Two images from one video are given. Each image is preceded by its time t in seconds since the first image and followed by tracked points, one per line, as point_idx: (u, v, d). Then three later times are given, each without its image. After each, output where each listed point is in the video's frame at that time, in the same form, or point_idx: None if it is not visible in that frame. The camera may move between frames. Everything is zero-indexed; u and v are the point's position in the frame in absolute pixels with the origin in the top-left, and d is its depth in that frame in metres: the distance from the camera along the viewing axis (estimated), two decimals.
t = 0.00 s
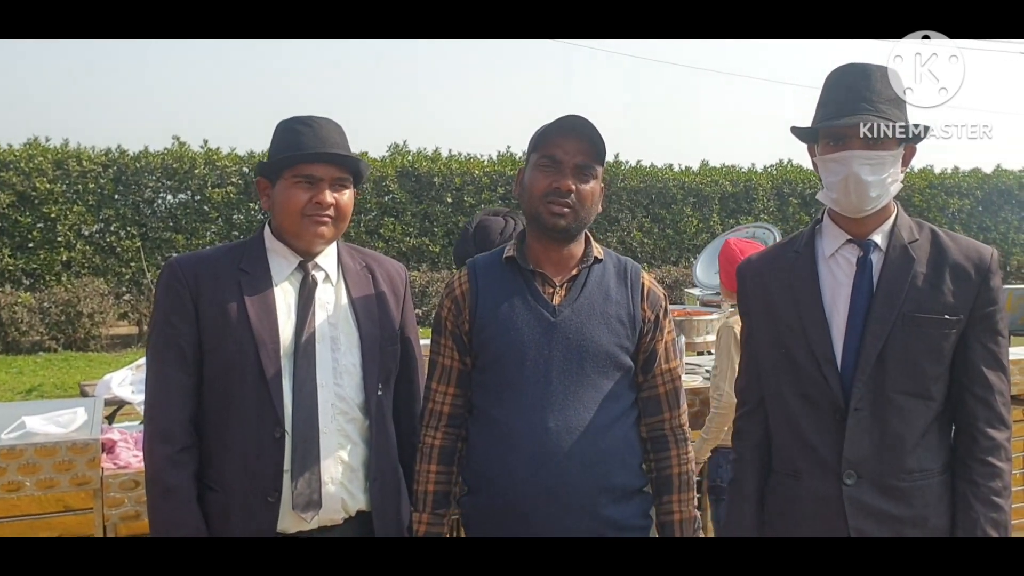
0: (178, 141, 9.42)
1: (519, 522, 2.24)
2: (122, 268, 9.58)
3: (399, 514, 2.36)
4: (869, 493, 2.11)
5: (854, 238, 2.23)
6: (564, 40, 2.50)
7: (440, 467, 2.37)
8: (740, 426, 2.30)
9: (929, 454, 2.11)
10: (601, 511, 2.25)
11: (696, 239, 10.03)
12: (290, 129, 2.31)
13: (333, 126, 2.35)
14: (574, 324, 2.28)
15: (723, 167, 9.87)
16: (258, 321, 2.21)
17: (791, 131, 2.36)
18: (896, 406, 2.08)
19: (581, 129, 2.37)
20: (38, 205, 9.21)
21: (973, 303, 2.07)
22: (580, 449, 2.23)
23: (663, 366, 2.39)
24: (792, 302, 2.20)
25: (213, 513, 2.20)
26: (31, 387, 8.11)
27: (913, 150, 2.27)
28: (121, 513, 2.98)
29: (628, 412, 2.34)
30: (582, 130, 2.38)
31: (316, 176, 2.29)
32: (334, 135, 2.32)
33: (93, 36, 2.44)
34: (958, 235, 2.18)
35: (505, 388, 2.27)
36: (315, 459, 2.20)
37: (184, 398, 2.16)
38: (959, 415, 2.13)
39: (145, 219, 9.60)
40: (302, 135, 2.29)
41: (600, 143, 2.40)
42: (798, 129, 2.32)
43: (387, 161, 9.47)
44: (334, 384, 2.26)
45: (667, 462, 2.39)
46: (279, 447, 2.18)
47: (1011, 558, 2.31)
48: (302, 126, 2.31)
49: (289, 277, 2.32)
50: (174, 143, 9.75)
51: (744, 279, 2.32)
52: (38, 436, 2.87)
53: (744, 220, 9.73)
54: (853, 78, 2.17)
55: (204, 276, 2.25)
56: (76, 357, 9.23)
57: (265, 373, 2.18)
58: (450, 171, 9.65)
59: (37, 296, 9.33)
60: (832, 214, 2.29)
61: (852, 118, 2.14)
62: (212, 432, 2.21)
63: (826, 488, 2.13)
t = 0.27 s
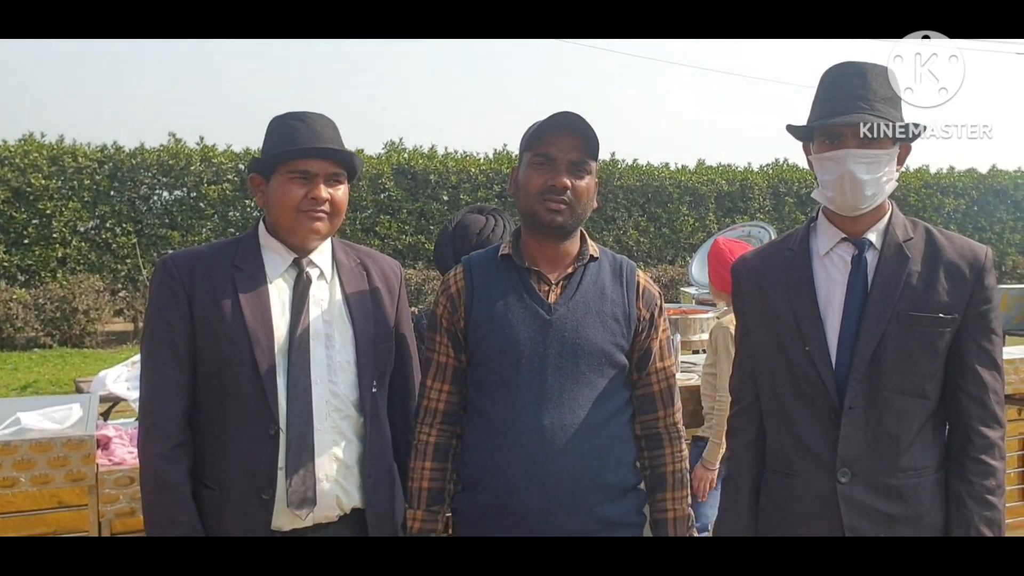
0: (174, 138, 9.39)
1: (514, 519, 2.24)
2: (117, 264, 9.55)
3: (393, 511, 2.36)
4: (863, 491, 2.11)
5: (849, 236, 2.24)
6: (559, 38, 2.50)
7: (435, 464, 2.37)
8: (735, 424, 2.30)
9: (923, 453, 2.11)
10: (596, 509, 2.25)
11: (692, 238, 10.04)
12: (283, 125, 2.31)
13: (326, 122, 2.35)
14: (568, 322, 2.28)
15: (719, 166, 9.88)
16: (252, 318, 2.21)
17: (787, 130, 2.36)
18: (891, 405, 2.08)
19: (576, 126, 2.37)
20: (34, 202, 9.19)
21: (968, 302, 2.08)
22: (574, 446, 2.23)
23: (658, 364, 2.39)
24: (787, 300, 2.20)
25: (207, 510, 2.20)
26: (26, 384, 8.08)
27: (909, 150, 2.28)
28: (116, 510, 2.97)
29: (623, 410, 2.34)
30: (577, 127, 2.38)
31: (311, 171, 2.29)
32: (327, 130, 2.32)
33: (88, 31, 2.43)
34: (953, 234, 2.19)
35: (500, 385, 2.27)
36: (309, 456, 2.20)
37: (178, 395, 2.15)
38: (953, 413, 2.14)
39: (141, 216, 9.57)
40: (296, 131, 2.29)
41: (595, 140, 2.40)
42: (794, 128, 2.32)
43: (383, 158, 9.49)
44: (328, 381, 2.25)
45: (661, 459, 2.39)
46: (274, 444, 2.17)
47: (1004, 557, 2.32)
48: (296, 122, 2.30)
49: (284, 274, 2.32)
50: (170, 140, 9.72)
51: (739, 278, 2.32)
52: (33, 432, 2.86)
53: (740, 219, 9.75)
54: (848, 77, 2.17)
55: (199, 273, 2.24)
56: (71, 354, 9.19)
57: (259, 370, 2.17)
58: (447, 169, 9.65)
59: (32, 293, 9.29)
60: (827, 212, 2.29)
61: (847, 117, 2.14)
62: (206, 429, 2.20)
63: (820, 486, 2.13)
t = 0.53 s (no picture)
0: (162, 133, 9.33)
1: (500, 516, 2.24)
2: (104, 260, 9.48)
3: (379, 508, 2.35)
4: (849, 488, 2.12)
5: (837, 234, 2.24)
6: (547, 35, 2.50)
7: (421, 462, 2.36)
8: (721, 422, 2.31)
9: (909, 450, 2.12)
10: (581, 506, 2.25)
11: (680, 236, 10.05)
12: (269, 121, 2.29)
13: (313, 118, 2.33)
14: (556, 320, 2.28)
15: (708, 164, 9.90)
16: (237, 315, 2.19)
17: (776, 128, 2.36)
18: (877, 402, 2.09)
19: (563, 123, 2.36)
20: (20, 196, 9.16)
21: (954, 299, 2.08)
22: (560, 444, 2.22)
23: (644, 362, 2.39)
24: (775, 298, 2.20)
25: (191, 507, 2.18)
26: (11, 381, 8.02)
27: (896, 147, 2.28)
28: (101, 507, 2.94)
29: (610, 407, 2.34)
30: (564, 124, 2.37)
31: (297, 168, 2.27)
32: (314, 126, 2.30)
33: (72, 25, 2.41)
34: (939, 232, 2.19)
35: (487, 382, 2.26)
36: (294, 453, 2.18)
37: (163, 392, 2.13)
38: (939, 410, 2.14)
39: (128, 212, 9.51)
40: (282, 127, 2.27)
41: (582, 137, 2.39)
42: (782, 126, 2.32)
43: (372, 155, 9.46)
44: (313, 378, 2.24)
45: (647, 457, 2.40)
46: (258, 441, 2.16)
47: (988, 553, 2.33)
48: (282, 118, 2.29)
49: (269, 270, 2.30)
50: (157, 136, 9.65)
51: (727, 275, 2.31)
52: (17, 429, 2.83)
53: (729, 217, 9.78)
54: (837, 75, 2.17)
55: (184, 269, 2.22)
56: (56, 349, 9.12)
57: (244, 367, 2.16)
58: (436, 166, 9.63)
59: (17, 289, 9.21)
60: (815, 210, 2.30)
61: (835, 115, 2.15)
62: (190, 426, 2.19)
63: (806, 483, 2.14)
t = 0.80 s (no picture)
0: (160, 123, 9.31)
1: (496, 510, 2.24)
2: (102, 250, 9.45)
3: (376, 502, 2.36)
4: (845, 482, 2.12)
5: (835, 228, 2.24)
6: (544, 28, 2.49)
7: (418, 455, 2.36)
8: (718, 416, 2.31)
9: (906, 445, 2.12)
10: (577, 499, 2.26)
11: (680, 227, 10.08)
12: (267, 113, 2.28)
13: (310, 111, 2.32)
14: (552, 314, 2.27)
15: (708, 154, 9.89)
16: (233, 308, 2.18)
17: (774, 122, 2.35)
18: (874, 397, 2.09)
19: (560, 117, 2.35)
20: (18, 186, 9.17)
21: (952, 294, 2.08)
22: (556, 437, 2.22)
23: (641, 356, 2.39)
24: (773, 292, 2.19)
25: (187, 500, 2.18)
26: (11, 372, 8.04)
27: (894, 142, 2.28)
28: (100, 499, 2.94)
29: (606, 401, 2.34)
30: (561, 118, 2.36)
31: (293, 161, 2.27)
32: (311, 119, 2.29)
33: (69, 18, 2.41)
34: (938, 226, 2.19)
35: (484, 375, 2.26)
36: (290, 447, 2.18)
37: (159, 385, 2.13)
38: (936, 405, 2.14)
39: (127, 202, 9.49)
40: (279, 120, 2.26)
41: (579, 131, 2.39)
42: (781, 120, 2.31)
43: (371, 145, 9.45)
44: (310, 372, 2.24)
45: (643, 450, 2.40)
46: (254, 434, 2.16)
47: (984, 547, 2.34)
48: (278, 111, 2.28)
49: (265, 263, 2.29)
50: (155, 126, 9.63)
51: (725, 269, 2.31)
52: (16, 421, 2.83)
53: (728, 208, 9.78)
54: (835, 69, 2.16)
55: (179, 262, 2.21)
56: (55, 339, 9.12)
57: (240, 361, 2.16)
58: (435, 156, 9.61)
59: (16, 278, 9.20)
60: (813, 204, 2.29)
61: (833, 109, 2.14)
62: (186, 420, 2.19)
63: (801, 478, 2.14)
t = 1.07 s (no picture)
0: (159, 121, 9.30)
1: (494, 509, 2.24)
2: (101, 248, 9.42)
3: (373, 501, 2.35)
4: (843, 482, 2.12)
5: (834, 227, 2.23)
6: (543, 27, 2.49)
7: (415, 454, 2.36)
8: (716, 415, 2.30)
9: (905, 444, 2.12)
10: (574, 499, 2.26)
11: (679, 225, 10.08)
12: (266, 112, 2.28)
13: (309, 111, 2.32)
14: (550, 313, 2.27)
15: (707, 153, 9.90)
16: (230, 308, 2.18)
17: (773, 121, 2.34)
18: (872, 396, 2.08)
19: (558, 117, 2.35)
20: (16, 184, 9.16)
21: (951, 293, 2.08)
22: (553, 437, 2.22)
23: (638, 355, 2.39)
24: (771, 291, 2.18)
25: (185, 500, 2.18)
26: (9, 370, 8.03)
27: (894, 142, 2.28)
28: (98, 498, 2.94)
29: (604, 401, 2.33)
30: (559, 117, 2.35)
31: (290, 161, 2.26)
32: (309, 119, 2.29)
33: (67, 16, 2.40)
34: (937, 225, 2.18)
35: (482, 375, 2.25)
36: (287, 447, 2.18)
37: (155, 384, 2.13)
38: (935, 404, 2.14)
39: (125, 200, 9.47)
40: (277, 119, 2.26)
41: (577, 130, 2.38)
42: (780, 119, 2.31)
43: (370, 143, 9.44)
44: (307, 371, 2.23)
45: (641, 450, 2.40)
46: (251, 434, 2.16)
47: (982, 546, 2.34)
48: (277, 110, 2.27)
49: (263, 262, 2.28)
50: (154, 124, 9.61)
51: (724, 268, 2.30)
52: (13, 420, 2.83)
53: (727, 207, 9.78)
54: (835, 68, 2.15)
55: (176, 261, 2.21)
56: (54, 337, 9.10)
57: (237, 360, 2.15)
58: (434, 154, 9.61)
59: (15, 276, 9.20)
60: (812, 204, 2.29)
61: (833, 108, 2.13)
62: (183, 419, 2.18)
63: (799, 477, 2.14)
